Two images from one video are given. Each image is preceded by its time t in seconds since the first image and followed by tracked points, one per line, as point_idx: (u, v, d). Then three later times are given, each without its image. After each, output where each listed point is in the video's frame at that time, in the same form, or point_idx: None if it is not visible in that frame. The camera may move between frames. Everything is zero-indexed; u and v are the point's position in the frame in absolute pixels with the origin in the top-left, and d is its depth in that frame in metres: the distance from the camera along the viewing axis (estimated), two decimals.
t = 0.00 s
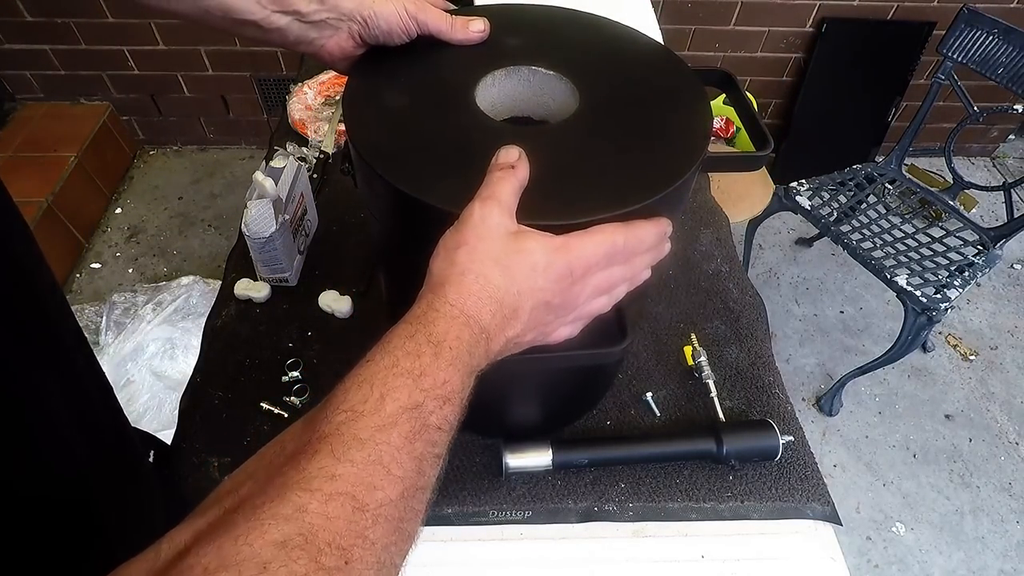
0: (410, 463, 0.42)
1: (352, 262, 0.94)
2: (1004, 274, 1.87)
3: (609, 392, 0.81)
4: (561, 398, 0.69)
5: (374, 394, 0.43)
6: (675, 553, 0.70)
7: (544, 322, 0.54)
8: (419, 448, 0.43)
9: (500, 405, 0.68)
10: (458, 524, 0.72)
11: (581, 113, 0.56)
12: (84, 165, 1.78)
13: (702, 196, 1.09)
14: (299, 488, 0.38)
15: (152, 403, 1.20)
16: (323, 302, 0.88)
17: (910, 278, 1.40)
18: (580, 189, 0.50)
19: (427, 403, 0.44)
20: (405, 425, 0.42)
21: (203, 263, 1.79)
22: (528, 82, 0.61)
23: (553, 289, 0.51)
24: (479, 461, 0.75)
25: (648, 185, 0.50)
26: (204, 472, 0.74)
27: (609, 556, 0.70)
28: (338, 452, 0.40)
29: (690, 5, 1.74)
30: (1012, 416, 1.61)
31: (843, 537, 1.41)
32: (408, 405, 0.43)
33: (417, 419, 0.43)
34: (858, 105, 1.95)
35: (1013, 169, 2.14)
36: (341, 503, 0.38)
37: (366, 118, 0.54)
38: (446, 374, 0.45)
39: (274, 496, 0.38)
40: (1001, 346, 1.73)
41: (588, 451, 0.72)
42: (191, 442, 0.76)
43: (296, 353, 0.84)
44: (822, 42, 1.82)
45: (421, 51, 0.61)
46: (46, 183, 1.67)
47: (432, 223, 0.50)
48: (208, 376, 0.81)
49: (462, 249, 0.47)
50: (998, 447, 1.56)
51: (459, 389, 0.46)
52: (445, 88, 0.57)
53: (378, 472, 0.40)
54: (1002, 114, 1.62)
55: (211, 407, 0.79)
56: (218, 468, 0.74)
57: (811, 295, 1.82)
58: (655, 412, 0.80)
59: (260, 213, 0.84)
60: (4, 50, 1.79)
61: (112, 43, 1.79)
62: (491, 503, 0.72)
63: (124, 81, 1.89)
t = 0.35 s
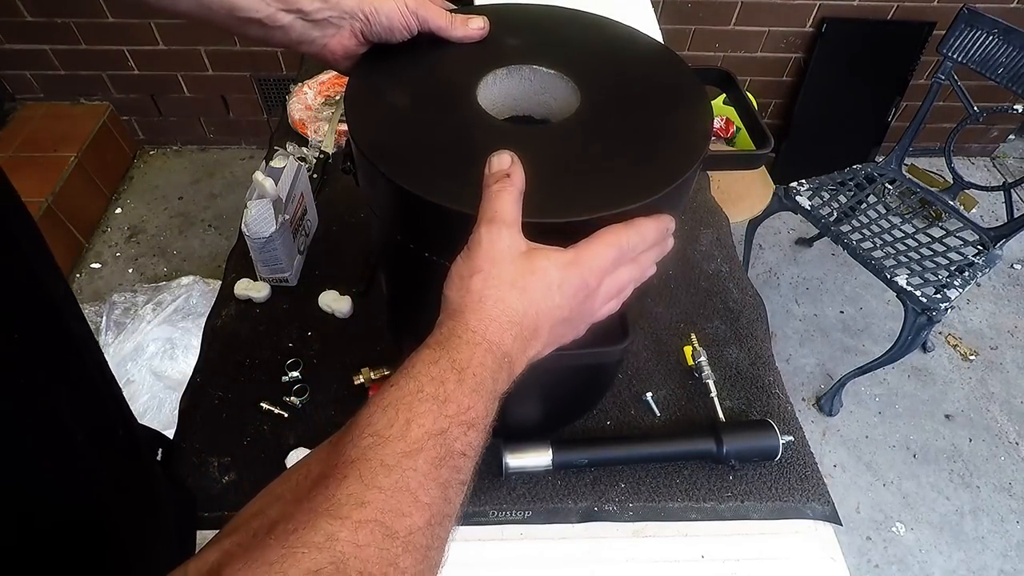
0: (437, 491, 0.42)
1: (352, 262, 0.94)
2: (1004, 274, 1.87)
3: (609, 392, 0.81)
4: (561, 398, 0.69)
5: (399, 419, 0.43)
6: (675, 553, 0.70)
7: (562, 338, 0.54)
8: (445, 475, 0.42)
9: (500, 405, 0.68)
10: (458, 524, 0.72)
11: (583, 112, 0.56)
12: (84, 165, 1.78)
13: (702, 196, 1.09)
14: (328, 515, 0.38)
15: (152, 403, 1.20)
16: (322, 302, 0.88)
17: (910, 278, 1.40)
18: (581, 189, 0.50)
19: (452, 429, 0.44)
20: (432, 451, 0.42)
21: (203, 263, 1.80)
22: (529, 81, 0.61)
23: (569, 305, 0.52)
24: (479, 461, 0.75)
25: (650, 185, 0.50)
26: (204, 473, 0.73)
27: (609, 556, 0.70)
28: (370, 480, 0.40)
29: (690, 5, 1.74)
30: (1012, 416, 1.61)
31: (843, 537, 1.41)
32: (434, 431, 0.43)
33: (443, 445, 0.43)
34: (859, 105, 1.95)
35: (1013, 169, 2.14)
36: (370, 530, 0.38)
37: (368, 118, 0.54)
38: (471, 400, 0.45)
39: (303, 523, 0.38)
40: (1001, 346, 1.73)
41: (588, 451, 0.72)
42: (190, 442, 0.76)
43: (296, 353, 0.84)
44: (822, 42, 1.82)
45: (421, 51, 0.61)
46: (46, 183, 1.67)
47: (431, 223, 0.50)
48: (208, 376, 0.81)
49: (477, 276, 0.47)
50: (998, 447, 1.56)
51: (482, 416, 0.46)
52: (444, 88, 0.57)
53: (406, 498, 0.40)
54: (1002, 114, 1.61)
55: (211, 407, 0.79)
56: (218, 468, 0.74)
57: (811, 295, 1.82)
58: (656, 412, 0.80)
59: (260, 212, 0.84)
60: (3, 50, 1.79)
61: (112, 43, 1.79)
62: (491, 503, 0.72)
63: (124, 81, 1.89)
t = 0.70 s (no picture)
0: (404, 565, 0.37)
1: (352, 262, 0.95)
2: (1004, 274, 1.87)
3: (609, 393, 0.81)
4: (562, 397, 0.69)
5: (368, 483, 0.36)
6: (675, 553, 0.70)
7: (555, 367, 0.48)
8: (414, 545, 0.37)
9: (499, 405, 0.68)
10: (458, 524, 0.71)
11: (583, 112, 0.56)
12: (84, 165, 1.78)
13: (701, 196, 1.09)
14: None
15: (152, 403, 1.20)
16: (322, 302, 0.88)
17: (910, 278, 1.40)
18: (578, 188, 0.50)
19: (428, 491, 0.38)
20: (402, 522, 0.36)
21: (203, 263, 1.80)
22: (528, 82, 0.61)
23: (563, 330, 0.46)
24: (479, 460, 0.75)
25: (650, 185, 0.50)
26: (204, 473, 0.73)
27: (609, 557, 0.70)
28: (370, 502, 0.36)
29: (690, 5, 1.74)
30: (1012, 416, 1.61)
31: (843, 537, 1.41)
32: (407, 494, 0.37)
33: (415, 512, 0.37)
34: (858, 105, 1.95)
35: (1013, 170, 2.14)
36: None
37: (370, 118, 0.54)
38: (451, 453, 0.39)
39: None
40: (1001, 346, 1.73)
41: (588, 451, 0.72)
42: (190, 442, 0.75)
43: (296, 353, 0.84)
44: (822, 42, 1.82)
45: (421, 50, 0.61)
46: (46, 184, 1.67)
47: (432, 223, 0.50)
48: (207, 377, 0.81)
49: (463, 309, 0.42)
50: (998, 447, 1.56)
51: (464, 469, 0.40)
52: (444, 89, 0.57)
53: None
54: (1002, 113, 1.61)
55: (211, 407, 0.79)
56: (218, 468, 0.73)
57: (811, 295, 1.82)
58: (656, 412, 0.80)
59: (260, 213, 0.84)
60: (3, 50, 1.79)
61: (112, 43, 1.79)
62: (491, 502, 0.72)
63: (124, 81, 1.89)
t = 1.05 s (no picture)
0: None
1: (352, 262, 0.95)
2: (1004, 274, 1.87)
3: (609, 393, 0.81)
4: (561, 397, 0.69)
5: None
6: (674, 552, 0.71)
7: None
8: None
9: (500, 405, 0.68)
10: (458, 524, 0.71)
11: (583, 112, 0.56)
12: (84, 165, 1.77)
13: (701, 196, 1.09)
14: None
15: (152, 403, 1.20)
16: (323, 302, 0.88)
17: (910, 278, 1.40)
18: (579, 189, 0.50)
19: None
20: None
21: (203, 263, 1.80)
22: (528, 82, 0.61)
23: None
24: (479, 461, 0.75)
25: (649, 185, 0.50)
26: (204, 473, 0.73)
27: (609, 556, 0.70)
28: None
29: (690, 5, 1.74)
30: (1012, 416, 1.60)
31: (843, 537, 1.41)
32: None
33: None
34: (858, 105, 1.95)
35: (1013, 170, 2.14)
36: None
37: (370, 118, 0.54)
38: None
39: None
40: (1001, 346, 1.73)
41: (588, 451, 0.72)
42: (190, 442, 0.75)
43: (297, 353, 0.84)
44: (822, 42, 1.82)
45: (421, 50, 0.61)
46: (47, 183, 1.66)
47: (434, 222, 0.50)
48: (208, 376, 0.81)
49: None
50: (997, 447, 1.56)
51: None
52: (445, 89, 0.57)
53: None
54: (1002, 114, 1.61)
55: (211, 407, 0.78)
56: (218, 468, 0.73)
57: (811, 295, 1.82)
58: (655, 412, 0.80)
59: (260, 213, 0.83)
60: (3, 50, 1.79)
61: (112, 43, 1.79)
62: (491, 503, 0.72)
63: (125, 81, 1.89)
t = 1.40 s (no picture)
0: None
1: (353, 262, 0.95)
2: (1004, 274, 1.87)
3: (609, 393, 0.81)
4: (561, 397, 0.69)
5: None
6: (674, 553, 0.70)
7: None
8: None
9: (500, 405, 0.68)
10: (458, 524, 0.71)
11: (582, 112, 0.56)
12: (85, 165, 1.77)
13: (701, 196, 1.09)
14: None
15: (152, 403, 1.20)
16: (323, 302, 0.88)
17: (910, 278, 1.39)
18: (579, 189, 0.50)
19: None
20: None
21: (203, 263, 1.80)
22: (529, 82, 0.61)
23: None
24: (479, 461, 0.75)
25: (649, 185, 0.50)
26: (204, 473, 0.73)
27: (609, 557, 0.70)
28: None
29: (690, 5, 1.74)
30: (1012, 416, 1.60)
31: (843, 537, 1.41)
32: None
33: None
34: (858, 105, 1.95)
35: (1013, 170, 2.14)
36: None
37: (370, 118, 0.54)
38: None
39: None
40: (1001, 346, 1.73)
41: (588, 451, 0.72)
42: (190, 442, 0.75)
43: (297, 353, 0.84)
44: (822, 42, 1.82)
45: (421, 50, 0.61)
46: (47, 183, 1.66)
47: (433, 221, 0.50)
48: (208, 375, 0.81)
49: None
50: (998, 447, 1.56)
51: None
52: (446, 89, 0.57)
53: None
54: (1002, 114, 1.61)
55: (211, 406, 0.78)
56: (218, 468, 0.73)
57: (811, 295, 1.82)
58: (656, 412, 0.80)
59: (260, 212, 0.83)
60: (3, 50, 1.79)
61: (112, 43, 1.79)
62: (490, 503, 0.72)
63: (125, 81, 1.89)
